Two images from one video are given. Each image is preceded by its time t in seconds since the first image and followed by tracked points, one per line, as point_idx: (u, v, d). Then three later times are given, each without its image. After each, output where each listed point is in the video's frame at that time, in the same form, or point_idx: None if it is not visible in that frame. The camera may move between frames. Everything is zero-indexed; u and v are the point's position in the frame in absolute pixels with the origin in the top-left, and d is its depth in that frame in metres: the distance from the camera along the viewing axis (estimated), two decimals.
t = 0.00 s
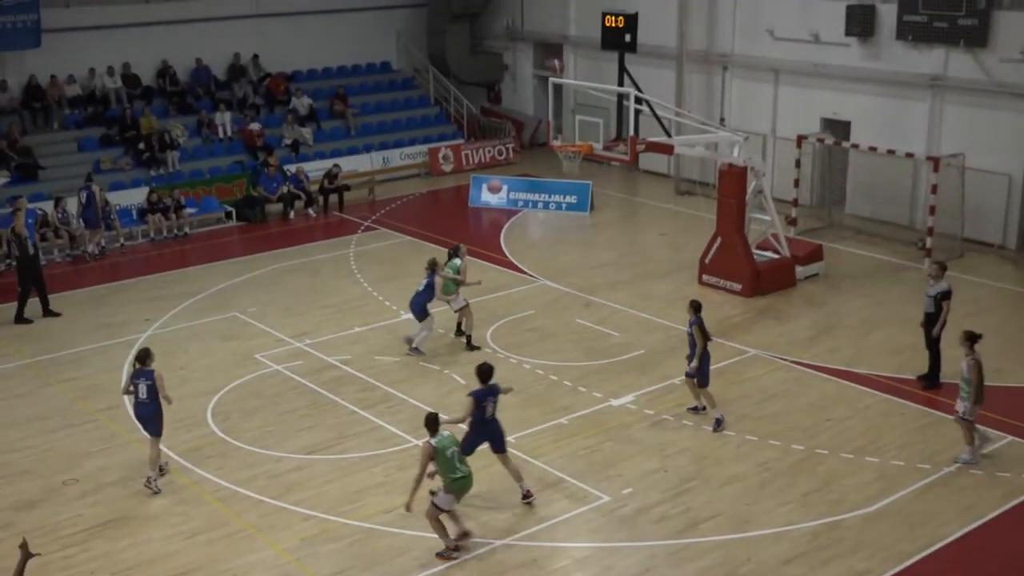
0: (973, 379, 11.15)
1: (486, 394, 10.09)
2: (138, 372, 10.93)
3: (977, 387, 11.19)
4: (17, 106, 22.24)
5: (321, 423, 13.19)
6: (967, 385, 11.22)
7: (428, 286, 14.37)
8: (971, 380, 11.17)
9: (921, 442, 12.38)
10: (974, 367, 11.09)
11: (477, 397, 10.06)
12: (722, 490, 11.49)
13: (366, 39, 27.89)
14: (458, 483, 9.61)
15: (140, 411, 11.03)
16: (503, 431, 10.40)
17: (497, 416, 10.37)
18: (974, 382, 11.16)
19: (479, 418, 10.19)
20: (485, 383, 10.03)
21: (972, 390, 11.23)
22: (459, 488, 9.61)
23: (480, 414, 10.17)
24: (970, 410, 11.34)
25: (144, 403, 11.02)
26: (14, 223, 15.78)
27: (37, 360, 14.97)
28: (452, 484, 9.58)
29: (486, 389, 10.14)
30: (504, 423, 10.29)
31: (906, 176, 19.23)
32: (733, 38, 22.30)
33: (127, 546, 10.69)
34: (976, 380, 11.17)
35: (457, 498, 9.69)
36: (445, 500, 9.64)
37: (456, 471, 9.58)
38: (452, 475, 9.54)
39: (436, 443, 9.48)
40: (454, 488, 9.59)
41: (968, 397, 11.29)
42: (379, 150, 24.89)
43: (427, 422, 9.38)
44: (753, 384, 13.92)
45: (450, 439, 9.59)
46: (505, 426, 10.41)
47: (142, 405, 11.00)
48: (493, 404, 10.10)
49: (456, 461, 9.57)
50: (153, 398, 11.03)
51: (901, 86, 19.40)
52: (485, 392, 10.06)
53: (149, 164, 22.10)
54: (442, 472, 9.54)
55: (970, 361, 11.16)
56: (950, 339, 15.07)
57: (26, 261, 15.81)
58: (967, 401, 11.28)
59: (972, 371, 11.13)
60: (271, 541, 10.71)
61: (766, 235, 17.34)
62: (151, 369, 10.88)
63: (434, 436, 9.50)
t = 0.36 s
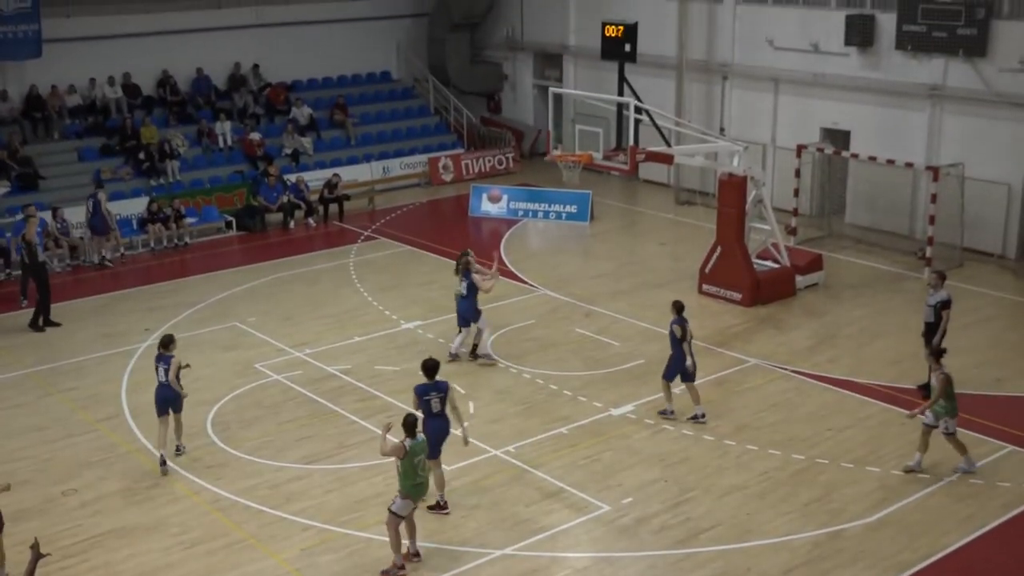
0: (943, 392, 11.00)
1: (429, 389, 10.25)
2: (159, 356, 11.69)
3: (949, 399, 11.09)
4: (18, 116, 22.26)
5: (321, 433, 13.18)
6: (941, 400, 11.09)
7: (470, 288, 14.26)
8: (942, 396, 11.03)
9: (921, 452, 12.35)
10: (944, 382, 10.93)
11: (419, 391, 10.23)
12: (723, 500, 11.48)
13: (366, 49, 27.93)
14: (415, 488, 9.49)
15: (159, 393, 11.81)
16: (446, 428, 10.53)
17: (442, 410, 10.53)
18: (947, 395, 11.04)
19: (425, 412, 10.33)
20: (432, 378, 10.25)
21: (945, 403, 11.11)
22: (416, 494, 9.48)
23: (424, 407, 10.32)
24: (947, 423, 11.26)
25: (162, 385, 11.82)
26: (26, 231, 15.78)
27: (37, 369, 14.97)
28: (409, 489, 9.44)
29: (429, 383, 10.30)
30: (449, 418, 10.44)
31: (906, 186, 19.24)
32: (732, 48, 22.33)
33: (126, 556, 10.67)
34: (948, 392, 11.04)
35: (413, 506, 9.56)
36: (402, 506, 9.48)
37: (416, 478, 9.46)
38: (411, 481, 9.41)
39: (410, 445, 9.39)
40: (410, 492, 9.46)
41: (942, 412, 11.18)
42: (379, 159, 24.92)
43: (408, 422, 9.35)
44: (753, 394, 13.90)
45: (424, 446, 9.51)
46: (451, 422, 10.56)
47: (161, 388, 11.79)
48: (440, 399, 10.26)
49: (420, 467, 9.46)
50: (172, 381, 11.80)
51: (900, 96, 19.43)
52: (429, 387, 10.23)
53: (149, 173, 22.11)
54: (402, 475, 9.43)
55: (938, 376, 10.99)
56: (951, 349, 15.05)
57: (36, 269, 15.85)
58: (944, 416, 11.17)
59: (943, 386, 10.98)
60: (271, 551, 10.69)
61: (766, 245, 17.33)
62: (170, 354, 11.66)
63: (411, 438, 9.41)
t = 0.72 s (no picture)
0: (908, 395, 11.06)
1: (399, 378, 10.62)
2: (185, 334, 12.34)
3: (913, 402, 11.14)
4: (19, 117, 22.26)
5: (322, 434, 13.18)
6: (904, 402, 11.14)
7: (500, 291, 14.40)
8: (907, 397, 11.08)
9: (922, 454, 12.34)
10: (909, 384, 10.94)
11: (390, 380, 10.60)
12: (724, 501, 11.47)
13: (367, 50, 27.94)
14: (393, 492, 9.35)
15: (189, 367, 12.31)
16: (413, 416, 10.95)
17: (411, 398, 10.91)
18: (911, 398, 11.08)
19: (393, 401, 10.71)
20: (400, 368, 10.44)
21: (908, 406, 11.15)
22: (392, 496, 9.35)
23: (393, 396, 10.68)
24: (907, 426, 11.28)
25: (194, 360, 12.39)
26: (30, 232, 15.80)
27: (38, 371, 14.97)
28: (386, 491, 9.33)
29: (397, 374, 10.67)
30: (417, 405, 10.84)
31: (907, 187, 19.24)
32: (733, 49, 22.34)
33: (127, 558, 10.66)
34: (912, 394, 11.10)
35: (395, 507, 9.45)
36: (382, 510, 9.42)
37: (391, 481, 9.30)
38: (386, 484, 9.26)
39: (387, 449, 9.14)
40: (387, 494, 9.35)
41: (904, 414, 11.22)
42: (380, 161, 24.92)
43: (387, 424, 9.13)
44: (754, 396, 13.89)
45: (403, 451, 9.24)
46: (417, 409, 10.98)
47: (191, 364, 12.33)
48: (410, 387, 10.64)
49: (396, 473, 9.25)
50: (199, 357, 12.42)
51: (901, 97, 19.43)
52: (400, 376, 10.58)
53: (150, 174, 22.11)
54: (379, 478, 9.26)
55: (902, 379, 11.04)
56: (952, 350, 15.05)
57: (37, 270, 15.82)
58: (906, 418, 11.21)
59: (907, 388, 11.02)
60: (272, 552, 10.68)
61: (766, 247, 17.32)
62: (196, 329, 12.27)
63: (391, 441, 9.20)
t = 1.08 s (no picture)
0: (878, 399, 10.94)
1: (383, 366, 10.90)
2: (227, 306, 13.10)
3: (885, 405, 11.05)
4: (31, 115, 22.35)
5: (332, 432, 13.19)
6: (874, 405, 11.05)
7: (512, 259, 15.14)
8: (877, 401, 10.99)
9: (933, 454, 12.30)
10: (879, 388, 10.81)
11: (374, 367, 10.87)
12: (734, 501, 11.45)
13: (378, 49, 27.97)
14: (392, 490, 9.29)
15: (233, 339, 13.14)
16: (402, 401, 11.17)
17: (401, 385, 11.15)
18: (881, 400, 10.97)
19: (380, 388, 10.98)
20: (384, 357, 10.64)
21: (878, 410, 11.05)
22: (391, 496, 9.28)
23: (379, 383, 10.95)
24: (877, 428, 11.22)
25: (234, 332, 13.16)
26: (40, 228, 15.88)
27: (50, 368, 15.02)
28: (386, 491, 9.28)
29: (383, 360, 10.93)
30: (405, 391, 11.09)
31: (918, 187, 19.19)
32: (744, 48, 22.31)
33: (138, 555, 10.68)
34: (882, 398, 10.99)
35: (397, 507, 9.38)
36: (386, 511, 9.38)
37: (389, 479, 9.27)
38: (386, 483, 9.25)
39: (379, 447, 9.20)
40: (387, 495, 9.29)
41: (872, 417, 11.14)
42: (390, 160, 24.93)
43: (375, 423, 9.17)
44: (765, 395, 13.87)
45: (397, 447, 9.28)
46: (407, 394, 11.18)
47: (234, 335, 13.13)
48: (394, 374, 10.89)
49: (391, 469, 9.23)
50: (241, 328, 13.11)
51: (913, 97, 19.38)
52: (383, 364, 10.83)
53: (161, 172, 22.16)
54: (377, 478, 9.25)
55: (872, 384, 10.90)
56: (963, 351, 14.99)
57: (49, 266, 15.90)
58: (875, 421, 11.13)
59: (877, 392, 10.89)
60: (282, 550, 10.70)
61: (777, 246, 17.28)
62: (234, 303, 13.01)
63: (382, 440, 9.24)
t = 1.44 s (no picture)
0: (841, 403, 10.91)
1: (394, 350, 11.57)
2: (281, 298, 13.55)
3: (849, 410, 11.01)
4: (42, 115, 22.40)
5: (340, 431, 13.21)
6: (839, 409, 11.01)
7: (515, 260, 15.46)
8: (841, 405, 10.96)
9: (942, 455, 12.27)
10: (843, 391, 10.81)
11: (386, 351, 11.56)
12: (743, 501, 11.44)
13: (386, 48, 27.97)
14: (378, 485, 9.50)
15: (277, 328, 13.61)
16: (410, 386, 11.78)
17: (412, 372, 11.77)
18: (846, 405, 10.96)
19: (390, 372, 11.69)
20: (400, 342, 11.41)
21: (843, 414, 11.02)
22: (377, 490, 9.49)
23: (390, 366, 11.67)
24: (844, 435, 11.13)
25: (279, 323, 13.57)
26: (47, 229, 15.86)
27: (59, 367, 15.06)
28: (373, 484, 9.47)
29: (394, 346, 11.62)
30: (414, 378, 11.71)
31: (928, 188, 19.14)
32: (753, 48, 22.27)
33: (147, 554, 10.71)
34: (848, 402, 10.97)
35: (376, 501, 9.56)
36: (364, 504, 9.52)
37: (379, 472, 9.47)
38: (375, 475, 9.45)
39: (373, 439, 9.41)
40: (372, 488, 9.47)
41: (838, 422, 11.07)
42: (399, 159, 24.94)
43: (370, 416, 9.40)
44: (773, 396, 13.85)
45: (389, 441, 9.51)
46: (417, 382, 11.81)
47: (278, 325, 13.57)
48: (403, 359, 11.54)
49: (383, 463, 9.45)
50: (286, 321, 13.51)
51: (923, 97, 19.33)
52: (394, 348, 11.51)
53: (170, 172, 22.20)
54: (367, 469, 9.45)
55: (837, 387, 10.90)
56: (973, 351, 14.96)
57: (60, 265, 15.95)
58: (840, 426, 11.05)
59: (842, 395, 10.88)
60: (291, 549, 10.72)
61: (786, 246, 17.25)
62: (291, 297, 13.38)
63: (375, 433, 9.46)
